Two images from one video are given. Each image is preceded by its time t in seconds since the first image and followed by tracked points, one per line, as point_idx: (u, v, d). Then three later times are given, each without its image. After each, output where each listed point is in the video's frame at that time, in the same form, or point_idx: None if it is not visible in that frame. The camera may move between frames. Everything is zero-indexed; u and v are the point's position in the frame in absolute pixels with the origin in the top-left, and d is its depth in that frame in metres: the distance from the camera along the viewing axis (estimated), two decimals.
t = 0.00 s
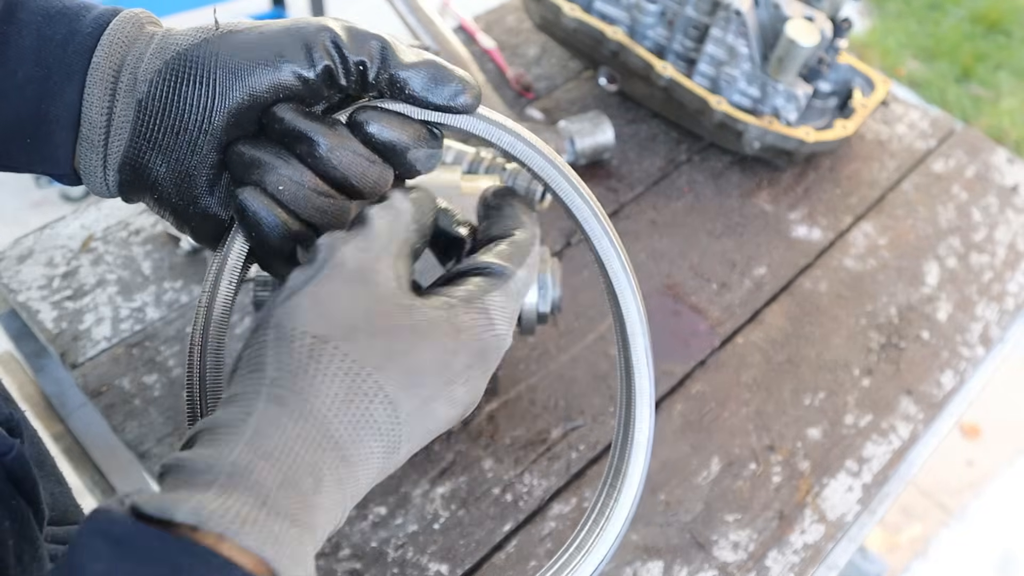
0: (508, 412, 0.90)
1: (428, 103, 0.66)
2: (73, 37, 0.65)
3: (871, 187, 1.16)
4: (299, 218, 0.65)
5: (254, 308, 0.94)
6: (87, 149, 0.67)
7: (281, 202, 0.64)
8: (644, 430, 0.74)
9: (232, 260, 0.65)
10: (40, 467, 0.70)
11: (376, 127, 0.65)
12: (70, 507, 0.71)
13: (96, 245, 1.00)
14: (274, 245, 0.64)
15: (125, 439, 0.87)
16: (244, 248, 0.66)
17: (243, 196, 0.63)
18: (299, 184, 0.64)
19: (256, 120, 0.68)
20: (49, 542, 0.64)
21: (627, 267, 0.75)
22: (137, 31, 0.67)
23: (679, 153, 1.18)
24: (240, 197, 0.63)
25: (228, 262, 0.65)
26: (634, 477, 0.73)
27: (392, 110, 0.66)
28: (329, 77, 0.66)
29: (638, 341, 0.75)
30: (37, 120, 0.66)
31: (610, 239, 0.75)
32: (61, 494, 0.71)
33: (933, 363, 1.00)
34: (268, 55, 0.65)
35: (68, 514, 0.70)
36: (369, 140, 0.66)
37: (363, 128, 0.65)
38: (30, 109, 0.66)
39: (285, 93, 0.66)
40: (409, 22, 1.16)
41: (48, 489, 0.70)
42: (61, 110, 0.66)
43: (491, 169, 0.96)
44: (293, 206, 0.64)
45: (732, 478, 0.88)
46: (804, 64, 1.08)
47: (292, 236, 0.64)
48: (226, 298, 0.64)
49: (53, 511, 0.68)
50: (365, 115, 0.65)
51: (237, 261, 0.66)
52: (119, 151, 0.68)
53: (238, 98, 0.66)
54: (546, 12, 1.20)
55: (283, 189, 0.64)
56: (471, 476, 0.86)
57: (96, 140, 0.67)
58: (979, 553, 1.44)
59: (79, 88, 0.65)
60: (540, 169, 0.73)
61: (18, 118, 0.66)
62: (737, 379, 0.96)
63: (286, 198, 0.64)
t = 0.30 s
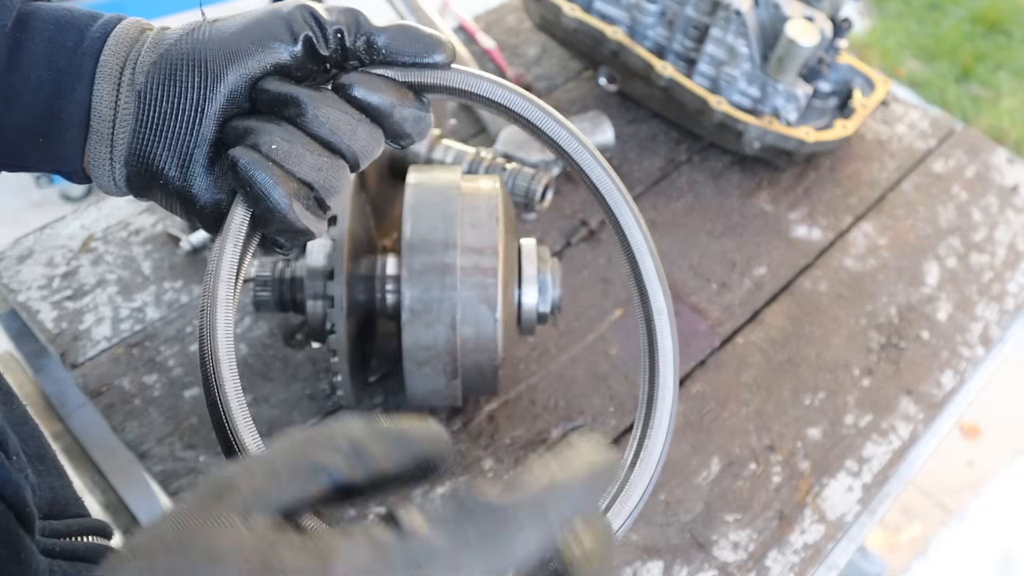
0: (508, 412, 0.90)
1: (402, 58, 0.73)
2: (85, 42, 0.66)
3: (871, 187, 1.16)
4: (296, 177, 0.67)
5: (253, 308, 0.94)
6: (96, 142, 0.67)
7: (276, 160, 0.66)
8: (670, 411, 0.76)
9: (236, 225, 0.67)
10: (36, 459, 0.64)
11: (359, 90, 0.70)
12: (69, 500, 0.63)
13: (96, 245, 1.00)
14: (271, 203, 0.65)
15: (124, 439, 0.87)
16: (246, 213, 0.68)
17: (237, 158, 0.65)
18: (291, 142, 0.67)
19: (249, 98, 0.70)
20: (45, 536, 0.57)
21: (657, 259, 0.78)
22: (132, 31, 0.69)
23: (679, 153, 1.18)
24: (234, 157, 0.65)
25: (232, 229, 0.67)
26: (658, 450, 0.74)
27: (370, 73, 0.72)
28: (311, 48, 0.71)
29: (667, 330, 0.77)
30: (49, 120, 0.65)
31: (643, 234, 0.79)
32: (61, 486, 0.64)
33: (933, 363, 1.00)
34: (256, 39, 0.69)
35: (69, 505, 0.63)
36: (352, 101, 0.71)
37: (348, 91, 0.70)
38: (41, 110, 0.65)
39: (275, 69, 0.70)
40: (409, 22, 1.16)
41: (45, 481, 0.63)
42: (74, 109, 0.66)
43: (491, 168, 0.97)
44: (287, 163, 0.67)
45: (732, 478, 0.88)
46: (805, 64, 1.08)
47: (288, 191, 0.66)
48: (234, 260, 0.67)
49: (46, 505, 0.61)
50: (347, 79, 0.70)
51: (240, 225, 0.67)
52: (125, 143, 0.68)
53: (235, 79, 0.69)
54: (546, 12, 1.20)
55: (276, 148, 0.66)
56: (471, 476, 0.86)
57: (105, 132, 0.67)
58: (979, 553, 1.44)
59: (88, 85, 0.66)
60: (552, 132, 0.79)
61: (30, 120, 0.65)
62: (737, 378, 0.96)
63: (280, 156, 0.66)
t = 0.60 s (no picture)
0: (508, 412, 0.90)
1: (397, 51, 0.76)
2: (104, 65, 0.69)
3: (872, 187, 1.16)
4: (301, 166, 0.67)
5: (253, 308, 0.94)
6: (114, 159, 0.69)
7: (280, 149, 0.67)
8: (699, 370, 0.71)
9: (243, 217, 0.67)
10: (34, 470, 0.62)
11: (360, 85, 0.71)
12: (66, 511, 0.63)
13: (96, 245, 1.00)
14: (278, 192, 0.65)
15: (124, 438, 0.86)
16: (252, 206, 0.67)
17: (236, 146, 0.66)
18: (295, 132, 0.67)
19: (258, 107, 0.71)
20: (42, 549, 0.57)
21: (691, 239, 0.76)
22: (148, 53, 0.72)
23: (679, 153, 1.18)
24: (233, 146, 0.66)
25: (239, 220, 0.66)
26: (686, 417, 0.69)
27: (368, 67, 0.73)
28: (310, 52, 0.74)
29: (702, 311, 0.73)
30: (71, 139, 0.68)
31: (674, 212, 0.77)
32: (58, 498, 0.63)
33: (933, 363, 1.00)
34: (262, 49, 0.71)
35: (66, 517, 0.63)
36: (356, 97, 0.72)
37: (349, 88, 0.71)
38: (63, 131, 0.68)
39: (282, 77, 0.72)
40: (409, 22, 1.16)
41: (42, 493, 0.62)
42: (94, 129, 0.68)
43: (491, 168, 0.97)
44: (291, 153, 0.67)
45: (732, 478, 0.88)
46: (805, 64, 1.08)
47: (292, 178, 0.66)
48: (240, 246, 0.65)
49: (43, 517, 0.61)
50: (346, 74, 0.71)
51: (248, 215, 0.67)
52: (139, 157, 0.69)
53: (243, 88, 0.70)
54: (546, 12, 1.20)
55: (281, 138, 0.67)
56: (471, 476, 0.86)
57: (122, 148, 0.69)
58: (980, 553, 1.44)
59: (107, 104, 0.68)
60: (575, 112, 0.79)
61: (51, 140, 0.68)
62: (737, 379, 0.96)
63: (284, 145, 0.67)
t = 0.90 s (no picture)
0: (508, 412, 0.90)
1: (397, 61, 0.76)
2: (110, 74, 0.69)
3: (871, 187, 1.16)
4: (306, 174, 0.67)
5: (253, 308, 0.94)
6: (119, 167, 0.69)
7: (286, 157, 0.67)
8: (686, 341, 0.70)
9: (245, 221, 0.67)
10: (27, 477, 0.63)
11: (363, 96, 0.71)
12: (60, 518, 0.63)
13: (96, 245, 1.00)
14: (284, 199, 0.66)
15: (124, 439, 0.86)
16: (255, 211, 0.68)
17: (244, 153, 0.66)
18: (301, 141, 0.68)
19: (263, 116, 0.72)
20: (35, 556, 0.57)
21: (691, 225, 0.74)
22: (154, 62, 0.71)
23: (679, 153, 1.18)
24: (241, 154, 0.66)
25: (240, 226, 0.67)
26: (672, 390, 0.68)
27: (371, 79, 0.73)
28: (314, 62, 0.74)
29: (697, 294, 0.72)
30: (76, 148, 0.68)
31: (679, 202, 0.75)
32: (51, 505, 0.63)
33: (933, 362, 1.00)
34: (268, 59, 0.71)
35: (60, 524, 0.62)
36: (359, 109, 0.72)
37: (352, 99, 0.71)
38: (68, 140, 0.68)
39: (288, 86, 0.72)
40: (409, 22, 1.16)
41: (36, 499, 0.62)
42: (100, 137, 0.68)
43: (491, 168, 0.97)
44: (297, 161, 0.67)
45: (732, 478, 0.88)
46: (804, 64, 1.09)
47: (298, 186, 0.66)
48: (240, 249, 0.66)
49: (36, 524, 0.61)
50: (350, 86, 0.72)
51: (251, 221, 0.68)
52: (145, 166, 0.69)
53: (249, 98, 0.71)
54: (546, 12, 1.20)
55: (287, 146, 0.67)
56: (471, 476, 0.86)
57: (128, 156, 0.69)
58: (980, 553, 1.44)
59: (113, 112, 0.68)
60: (583, 106, 0.79)
61: (55, 148, 0.68)
62: (737, 378, 0.96)
63: (290, 153, 0.67)
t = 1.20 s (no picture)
0: (508, 412, 0.90)
1: (395, 9, 0.73)
2: (81, 27, 0.69)
3: (871, 187, 1.16)
4: (299, 150, 0.69)
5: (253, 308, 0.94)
6: (102, 129, 0.71)
7: (277, 133, 0.69)
8: (687, 357, 0.72)
9: (237, 198, 0.70)
10: (23, 479, 0.62)
11: (358, 54, 0.72)
12: (56, 519, 0.63)
13: (96, 245, 1.00)
14: (275, 177, 0.69)
15: (124, 439, 0.86)
16: (247, 186, 0.71)
17: (235, 130, 0.69)
18: (294, 116, 0.69)
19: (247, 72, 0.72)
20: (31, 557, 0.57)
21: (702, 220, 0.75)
22: (130, 14, 0.71)
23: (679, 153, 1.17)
24: (233, 130, 0.69)
25: (234, 205, 0.70)
26: (669, 400, 0.70)
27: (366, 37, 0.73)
28: (307, 10, 0.73)
29: (701, 304, 0.73)
30: (52, 109, 0.70)
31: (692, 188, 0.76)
32: (47, 506, 0.63)
33: (933, 362, 1.00)
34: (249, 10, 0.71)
35: (56, 525, 0.62)
36: (351, 67, 0.72)
37: (346, 57, 0.72)
38: (43, 98, 0.70)
39: (275, 39, 0.72)
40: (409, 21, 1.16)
41: (32, 501, 0.62)
42: (78, 97, 0.69)
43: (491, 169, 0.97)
44: (289, 136, 0.69)
45: (732, 478, 0.88)
46: (804, 64, 1.09)
47: (288, 165, 0.69)
48: (231, 235, 0.70)
49: (31, 526, 0.61)
50: (344, 44, 0.72)
51: (241, 200, 0.70)
52: (128, 127, 0.71)
53: (232, 55, 0.71)
54: (546, 12, 1.20)
55: (278, 122, 0.69)
56: (471, 476, 0.86)
57: (109, 118, 0.70)
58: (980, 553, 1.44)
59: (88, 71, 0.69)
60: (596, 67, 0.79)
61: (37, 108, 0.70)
62: (737, 378, 0.96)
63: (281, 129, 0.69)
